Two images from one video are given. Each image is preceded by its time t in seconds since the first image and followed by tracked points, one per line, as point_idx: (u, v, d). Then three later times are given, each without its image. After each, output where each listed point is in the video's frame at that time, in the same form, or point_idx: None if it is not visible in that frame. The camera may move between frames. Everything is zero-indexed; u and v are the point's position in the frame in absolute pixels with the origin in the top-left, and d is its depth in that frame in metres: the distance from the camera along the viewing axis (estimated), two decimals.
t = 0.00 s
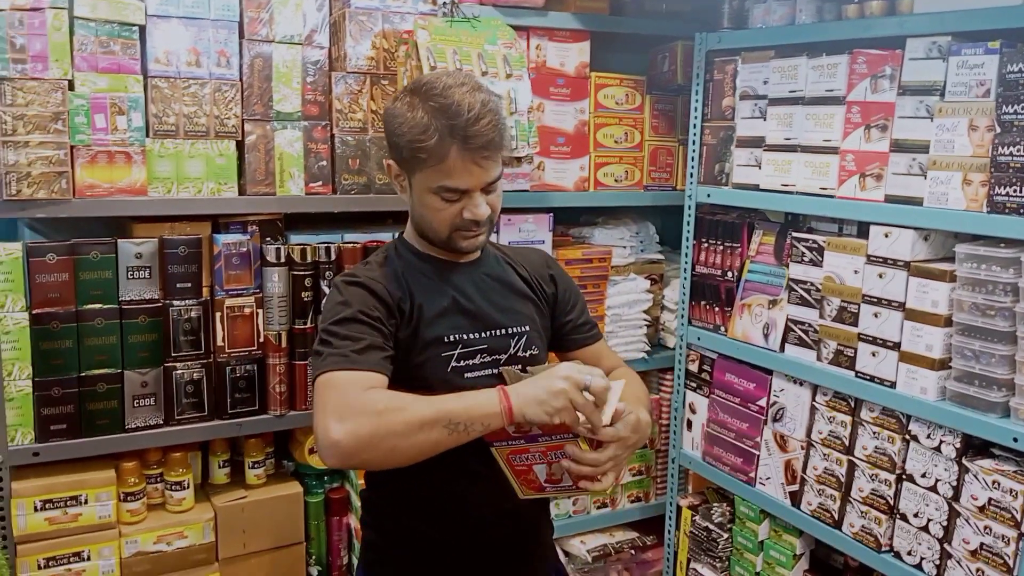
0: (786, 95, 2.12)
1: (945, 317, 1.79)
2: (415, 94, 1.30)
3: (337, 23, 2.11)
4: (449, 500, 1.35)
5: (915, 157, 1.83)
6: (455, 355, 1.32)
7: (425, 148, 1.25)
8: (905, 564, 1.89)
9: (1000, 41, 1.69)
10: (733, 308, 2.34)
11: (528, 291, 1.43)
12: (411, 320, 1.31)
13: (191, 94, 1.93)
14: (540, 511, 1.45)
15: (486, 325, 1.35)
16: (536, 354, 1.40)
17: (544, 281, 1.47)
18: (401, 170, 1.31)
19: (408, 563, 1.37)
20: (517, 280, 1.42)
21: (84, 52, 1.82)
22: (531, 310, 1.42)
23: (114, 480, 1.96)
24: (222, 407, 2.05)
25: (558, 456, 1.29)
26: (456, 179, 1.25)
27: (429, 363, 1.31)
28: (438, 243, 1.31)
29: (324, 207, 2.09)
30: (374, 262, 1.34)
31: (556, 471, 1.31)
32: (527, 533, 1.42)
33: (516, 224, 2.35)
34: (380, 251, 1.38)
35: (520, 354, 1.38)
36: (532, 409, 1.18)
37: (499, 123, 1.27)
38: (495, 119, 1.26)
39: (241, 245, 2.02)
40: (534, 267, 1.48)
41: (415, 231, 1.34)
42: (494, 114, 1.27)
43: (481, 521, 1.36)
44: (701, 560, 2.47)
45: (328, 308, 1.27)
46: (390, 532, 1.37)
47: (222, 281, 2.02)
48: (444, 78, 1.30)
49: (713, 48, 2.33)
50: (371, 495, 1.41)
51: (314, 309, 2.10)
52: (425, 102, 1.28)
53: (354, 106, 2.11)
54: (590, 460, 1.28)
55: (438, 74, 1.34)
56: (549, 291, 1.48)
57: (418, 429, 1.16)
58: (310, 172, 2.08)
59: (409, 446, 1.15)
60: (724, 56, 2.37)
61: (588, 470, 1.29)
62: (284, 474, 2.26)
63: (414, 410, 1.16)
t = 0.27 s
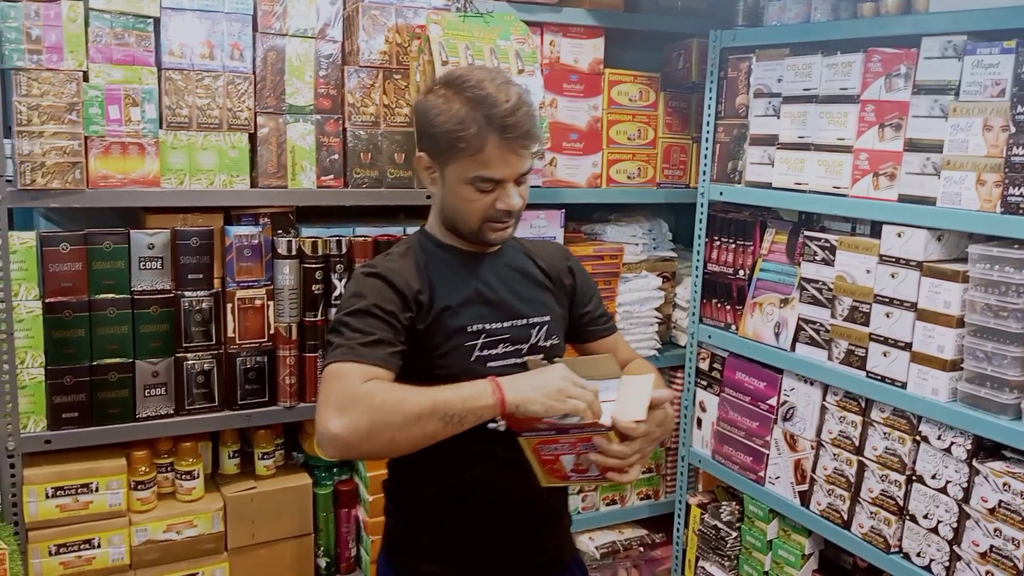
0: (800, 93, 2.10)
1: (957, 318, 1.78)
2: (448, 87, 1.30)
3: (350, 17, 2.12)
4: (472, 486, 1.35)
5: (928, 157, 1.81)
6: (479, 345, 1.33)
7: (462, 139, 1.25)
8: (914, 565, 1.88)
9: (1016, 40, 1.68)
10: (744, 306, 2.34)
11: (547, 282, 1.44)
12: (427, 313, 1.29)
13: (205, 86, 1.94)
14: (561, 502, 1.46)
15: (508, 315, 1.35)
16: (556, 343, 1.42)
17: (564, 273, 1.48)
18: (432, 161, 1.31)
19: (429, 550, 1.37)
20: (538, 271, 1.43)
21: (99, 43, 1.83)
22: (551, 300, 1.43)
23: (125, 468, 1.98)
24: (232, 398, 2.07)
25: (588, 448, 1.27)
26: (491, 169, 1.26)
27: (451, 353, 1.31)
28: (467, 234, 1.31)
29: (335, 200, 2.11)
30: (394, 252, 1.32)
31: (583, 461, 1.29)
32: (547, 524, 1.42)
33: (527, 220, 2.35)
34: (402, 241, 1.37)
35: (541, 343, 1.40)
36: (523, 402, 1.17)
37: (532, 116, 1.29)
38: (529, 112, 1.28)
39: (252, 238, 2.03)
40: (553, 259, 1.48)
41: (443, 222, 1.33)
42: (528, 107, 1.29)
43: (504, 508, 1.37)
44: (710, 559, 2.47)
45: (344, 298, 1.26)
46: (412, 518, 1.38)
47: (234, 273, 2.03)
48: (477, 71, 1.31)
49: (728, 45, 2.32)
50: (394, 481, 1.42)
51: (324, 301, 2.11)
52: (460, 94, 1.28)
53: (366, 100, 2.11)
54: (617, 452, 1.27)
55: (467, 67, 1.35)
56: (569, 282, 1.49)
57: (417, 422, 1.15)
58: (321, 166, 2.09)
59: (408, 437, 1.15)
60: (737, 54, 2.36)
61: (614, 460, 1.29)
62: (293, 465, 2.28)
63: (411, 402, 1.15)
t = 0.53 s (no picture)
0: (798, 94, 2.10)
1: (956, 318, 1.78)
2: (482, 88, 1.31)
3: (348, 20, 2.11)
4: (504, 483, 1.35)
5: (927, 156, 1.81)
6: (508, 342, 1.32)
7: (496, 139, 1.25)
8: (914, 567, 1.88)
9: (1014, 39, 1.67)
10: (742, 308, 2.33)
11: (575, 281, 1.44)
12: (458, 309, 1.29)
13: (202, 91, 1.93)
14: (590, 499, 1.45)
15: (537, 313, 1.35)
16: (584, 342, 1.41)
17: (590, 273, 1.48)
18: (464, 161, 1.31)
19: (462, 549, 1.36)
20: (564, 270, 1.43)
21: (96, 48, 1.82)
22: (578, 299, 1.43)
23: (122, 476, 1.97)
24: (230, 404, 2.06)
25: (615, 445, 1.22)
26: (523, 169, 1.26)
27: (481, 350, 1.30)
28: (496, 234, 1.31)
29: (332, 205, 2.10)
30: (425, 252, 1.34)
31: (613, 458, 1.26)
32: (577, 520, 1.41)
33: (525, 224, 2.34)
34: (431, 243, 1.38)
35: (569, 342, 1.39)
36: (547, 394, 1.13)
37: (564, 118, 1.29)
38: (562, 115, 1.28)
39: (249, 242, 2.02)
40: (580, 260, 1.49)
41: (472, 222, 1.34)
42: (560, 110, 1.29)
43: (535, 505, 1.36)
44: (709, 563, 2.45)
45: (377, 294, 1.27)
46: (444, 516, 1.37)
47: (232, 278, 2.02)
48: (511, 73, 1.31)
49: (725, 46, 2.32)
50: (424, 481, 1.41)
51: (322, 306, 2.11)
52: (494, 95, 1.29)
53: (363, 104, 2.11)
54: (644, 449, 1.22)
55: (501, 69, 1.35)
56: (595, 282, 1.49)
57: (444, 411, 1.13)
58: (319, 171, 2.09)
59: (435, 426, 1.13)
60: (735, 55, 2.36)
61: (643, 456, 1.23)
62: (291, 471, 2.27)
63: (439, 390, 1.14)
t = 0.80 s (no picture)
0: (779, 100, 2.11)
1: (939, 320, 1.79)
2: (514, 96, 1.31)
3: (328, 30, 2.10)
4: (528, 486, 1.34)
5: (908, 161, 1.82)
6: (533, 348, 1.32)
7: (529, 145, 1.26)
8: (903, 569, 1.88)
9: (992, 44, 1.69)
10: (727, 313, 2.34)
11: (597, 288, 1.44)
12: (484, 315, 1.30)
13: (182, 102, 1.91)
14: (615, 499, 1.44)
15: (561, 319, 1.35)
16: (608, 348, 1.41)
17: (616, 280, 1.48)
18: (495, 167, 1.32)
19: (491, 554, 1.36)
20: (588, 277, 1.43)
21: (74, 59, 1.80)
22: (602, 306, 1.43)
23: (105, 492, 1.94)
24: (215, 417, 2.04)
25: (641, 453, 1.19)
26: (554, 176, 1.26)
27: (507, 356, 1.31)
28: (524, 240, 1.32)
29: (315, 215, 2.09)
30: (451, 258, 1.34)
31: (638, 465, 1.23)
32: (604, 522, 1.41)
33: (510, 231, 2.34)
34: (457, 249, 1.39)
35: (593, 348, 1.39)
36: (566, 403, 1.14)
37: (594, 127, 1.30)
38: (592, 124, 1.30)
39: (231, 254, 2.00)
40: (605, 269, 1.47)
41: (501, 227, 1.34)
42: (590, 120, 1.30)
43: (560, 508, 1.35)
44: (698, 567, 2.46)
45: (404, 299, 1.28)
46: (473, 522, 1.38)
47: (214, 290, 2.00)
48: (541, 83, 1.33)
49: (706, 53, 2.33)
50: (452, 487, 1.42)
51: (307, 317, 2.09)
52: (525, 104, 1.29)
53: (345, 114, 2.10)
54: (670, 458, 1.19)
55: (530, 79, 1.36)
56: (620, 288, 1.49)
57: (467, 414, 1.13)
58: (301, 180, 2.07)
59: (457, 429, 1.13)
60: (716, 61, 2.37)
61: (669, 464, 1.21)
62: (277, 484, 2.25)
63: (461, 394, 1.14)
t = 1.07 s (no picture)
0: (761, 100, 2.12)
1: (922, 319, 1.80)
2: (548, 102, 1.37)
3: (309, 31, 2.08)
4: (544, 484, 1.41)
5: (890, 161, 1.84)
6: (553, 347, 1.39)
7: (559, 151, 1.32)
8: (887, 566, 1.90)
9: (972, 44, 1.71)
10: (710, 313, 2.34)
11: (617, 290, 1.52)
12: (508, 312, 1.36)
13: (161, 104, 1.89)
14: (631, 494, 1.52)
15: (579, 320, 1.42)
16: (624, 349, 1.47)
17: (633, 283, 1.56)
18: (524, 171, 1.38)
19: (511, 549, 1.44)
20: (607, 281, 1.51)
21: (50, 61, 1.77)
22: (620, 308, 1.50)
23: (84, 501, 1.91)
24: (196, 424, 2.01)
25: (652, 458, 1.22)
26: (581, 183, 1.33)
27: (529, 354, 1.37)
28: (548, 243, 1.38)
29: (297, 218, 2.07)
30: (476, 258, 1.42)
31: (649, 469, 1.26)
32: (618, 517, 1.48)
33: (494, 232, 2.32)
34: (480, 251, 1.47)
35: (610, 349, 1.45)
36: (599, 392, 1.19)
37: (622, 137, 1.36)
38: (620, 134, 1.35)
39: (212, 258, 1.98)
40: (623, 272, 1.56)
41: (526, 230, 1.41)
42: (620, 130, 1.36)
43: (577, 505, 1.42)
44: (682, 568, 2.44)
45: (432, 291, 1.35)
46: (501, 522, 1.44)
47: (195, 295, 1.97)
48: (574, 91, 1.39)
49: (688, 54, 2.33)
50: (473, 485, 1.49)
51: (288, 321, 2.07)
52: (558, 111, 1.35)
53: (327, 115, 2.08)
54: (679, 465, 1.23)
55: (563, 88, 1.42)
56: (637, 293, 1.56)
57: (505, 391, 1.19)
58: (283, 183, 2.05)
59: (494, 405, 1.18)
60: (698, 62, 2.37)
61: (678, 472, 1.24)
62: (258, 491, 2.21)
63: (499, 373, 1.20)
